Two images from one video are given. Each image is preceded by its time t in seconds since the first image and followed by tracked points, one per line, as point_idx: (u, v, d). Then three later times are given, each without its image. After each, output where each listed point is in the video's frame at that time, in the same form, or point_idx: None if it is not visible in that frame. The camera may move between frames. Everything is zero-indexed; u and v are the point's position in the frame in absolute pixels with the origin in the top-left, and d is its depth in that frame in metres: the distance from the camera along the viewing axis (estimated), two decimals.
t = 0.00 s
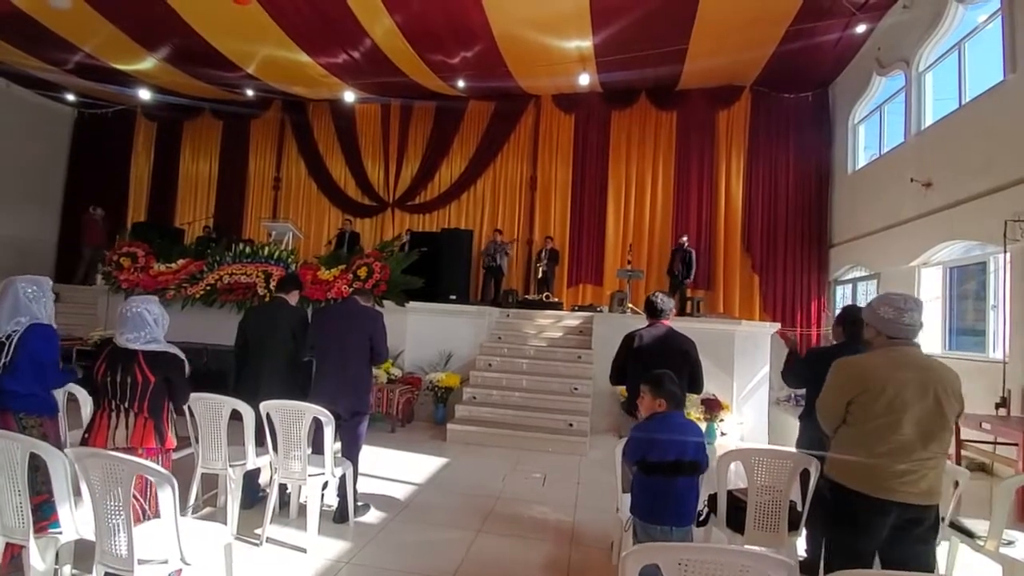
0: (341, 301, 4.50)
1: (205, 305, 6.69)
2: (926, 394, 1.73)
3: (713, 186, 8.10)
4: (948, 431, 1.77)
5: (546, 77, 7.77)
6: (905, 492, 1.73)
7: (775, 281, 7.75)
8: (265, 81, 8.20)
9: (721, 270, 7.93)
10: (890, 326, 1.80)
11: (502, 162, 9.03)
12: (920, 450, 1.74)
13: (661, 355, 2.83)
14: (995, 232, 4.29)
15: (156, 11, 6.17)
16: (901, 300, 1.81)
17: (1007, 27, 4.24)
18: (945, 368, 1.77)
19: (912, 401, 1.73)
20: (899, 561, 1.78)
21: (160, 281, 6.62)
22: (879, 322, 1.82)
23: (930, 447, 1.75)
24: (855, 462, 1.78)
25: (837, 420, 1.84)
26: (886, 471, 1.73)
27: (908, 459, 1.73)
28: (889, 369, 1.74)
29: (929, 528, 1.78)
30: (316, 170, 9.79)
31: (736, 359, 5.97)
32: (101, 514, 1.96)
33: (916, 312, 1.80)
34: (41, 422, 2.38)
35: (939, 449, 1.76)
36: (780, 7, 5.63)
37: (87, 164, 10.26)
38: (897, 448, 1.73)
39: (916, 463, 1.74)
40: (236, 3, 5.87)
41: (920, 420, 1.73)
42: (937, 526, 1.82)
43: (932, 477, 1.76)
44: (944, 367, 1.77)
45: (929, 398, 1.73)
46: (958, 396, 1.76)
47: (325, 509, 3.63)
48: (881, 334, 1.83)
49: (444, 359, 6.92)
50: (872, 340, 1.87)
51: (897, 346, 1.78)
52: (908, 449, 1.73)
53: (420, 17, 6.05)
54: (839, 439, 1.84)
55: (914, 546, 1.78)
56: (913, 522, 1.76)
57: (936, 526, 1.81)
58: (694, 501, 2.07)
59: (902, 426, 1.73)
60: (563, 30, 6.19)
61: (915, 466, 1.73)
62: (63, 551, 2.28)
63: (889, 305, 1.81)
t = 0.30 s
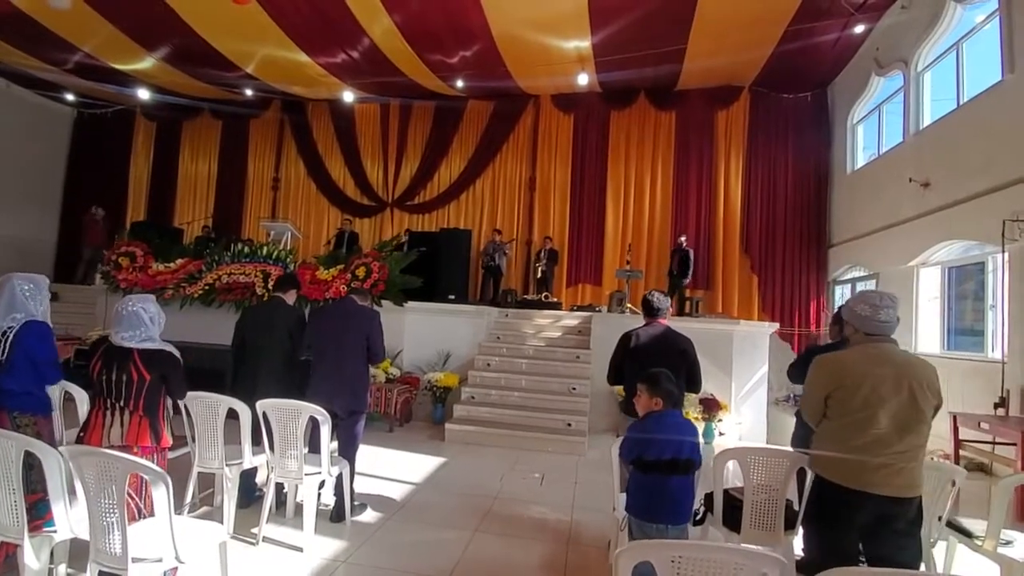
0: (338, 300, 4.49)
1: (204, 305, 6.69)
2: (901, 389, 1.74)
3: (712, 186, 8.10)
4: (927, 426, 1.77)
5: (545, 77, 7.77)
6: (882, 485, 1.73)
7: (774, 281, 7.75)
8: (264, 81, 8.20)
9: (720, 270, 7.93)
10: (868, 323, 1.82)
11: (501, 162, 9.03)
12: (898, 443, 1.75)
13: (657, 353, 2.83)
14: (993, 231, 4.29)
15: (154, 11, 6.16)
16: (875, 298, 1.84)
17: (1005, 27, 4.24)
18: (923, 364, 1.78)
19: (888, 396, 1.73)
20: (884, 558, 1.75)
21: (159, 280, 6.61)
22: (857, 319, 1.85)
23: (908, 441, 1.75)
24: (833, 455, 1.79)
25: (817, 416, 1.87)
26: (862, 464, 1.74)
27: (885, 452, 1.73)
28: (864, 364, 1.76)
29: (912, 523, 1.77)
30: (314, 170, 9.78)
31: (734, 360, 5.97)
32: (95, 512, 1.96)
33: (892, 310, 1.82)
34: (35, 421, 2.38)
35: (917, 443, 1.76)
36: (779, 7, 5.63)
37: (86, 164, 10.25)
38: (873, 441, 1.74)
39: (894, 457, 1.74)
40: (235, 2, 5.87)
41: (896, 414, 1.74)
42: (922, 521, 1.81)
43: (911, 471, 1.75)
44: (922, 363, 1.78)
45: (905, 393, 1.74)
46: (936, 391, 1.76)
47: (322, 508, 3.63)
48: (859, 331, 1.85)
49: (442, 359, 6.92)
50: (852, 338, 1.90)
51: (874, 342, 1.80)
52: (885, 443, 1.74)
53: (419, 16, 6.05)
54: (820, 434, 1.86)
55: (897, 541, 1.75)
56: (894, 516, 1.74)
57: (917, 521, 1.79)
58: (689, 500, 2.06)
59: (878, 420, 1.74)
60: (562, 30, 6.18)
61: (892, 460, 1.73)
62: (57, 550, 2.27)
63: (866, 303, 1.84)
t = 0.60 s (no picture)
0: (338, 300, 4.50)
1: (204, 305, 6.69)
2: (891, 388, 1.73)
3: (712, 186, 8.10)
4: (916, 425, 1.76)
5: (545, 77, 7.77)
6: (871, 484, 1.73)
7: (774, 281, 7.75)
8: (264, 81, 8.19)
9: (720, 271, 7.92)
10: (858, 323, 1.82)
11: (501, 162, 9.03)
12: (887, 442, 1.74)
13: (656, 353, 2.83)
14: (993, 232, 4.29)
15: (154, 11, 6.16)
16: (866, 298, 1.84)
17: (1004, 27, 4.24)
18: (913, 363, 1.77)
19: (877, 395, 1.73)
20: (877, 558, 1.75)
21: (159, 280, 6.61)
22: (847, 320, 1.85)
23: (897, 440, 1.75)
24: (822, 454, 1.80)
25: (807, 415, 1.87)
26: (851, 462, 1.75)
27: (874, 451, 1.73)
28: (853, 364, 1.77)
29: (902, 522, 1.77)
30: (314, 170, 9.79)
31: (734, 360, 5.97)
32: (95, 512, 1.96)
33: (882, 309, 1.82)
34: (35, 422, 2.39)
35: (906, 443, 1.76)
36: (778, 7, 5.63)
37: (87, 164, 10.25)
38: (861, 440, 1.74)
39: (883, 456, 1.74)
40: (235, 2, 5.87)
41: (885, 413, 1.74)
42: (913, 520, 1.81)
43: (900, 469, 1.75)
44: (912, 363, 1.77)
45: (894, 393, 1.73)
46: (926, 391, 1.75)
47: (322, 508, 3.63)
48: (850, 331, 1.86)
49: (442, 359, 6.92)
50: (844, 337, 1.90)
51: (865, 342, 1.81)
52: (873, 442, 1.74)
53: (419, 16, 6.05)
54: (811, 433, 1.87)
55: (887, 540, 1.75)
56: (884, 515, 1.74)
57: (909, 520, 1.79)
58: (689, 500, 2.06)
59: (866, 419, 1.74)
60: (562, 30, 6.19)
61: (881, 458, 1.74)
62: (57, 550, 2.27)
63: (857, 303, 1.84)
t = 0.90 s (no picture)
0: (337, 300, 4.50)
1: (203, 306, 6.69)
2: (886, 389, 1.74)
3: (710, 186, 8.11)
4: (912, 425, 1.77)
5: (544, 77, 7.78)
6: (867, 484, 1.74)
7: (773, 282, 7.76)
8: (263, 82, 8.20)
9: (719, 271, 7.94)
10: (854, 324, 1.83)
11: (500, 163, 9.05)
12: (882, 443, 1.75)
13: (656, 354, 2.84)
14: (991, 233, 4.30)
15: (153, 11, 6.16)
16: (862, 299, 1.85)
17: (1001, 28, 4.25)
18: (907, 364, 1.78)
19: (872, 396, 1.74)
20: (874, 557, 1.76)
21: (158, 282, 6.62)
22: (844, 321, 1.86)
23: (893, 441, 1.76)
24: (819, 454, 1.81)
25: (803, 415, 1.88)
26: (847, 463, 1.76)
27: (869, 451, 1.74)
28: (849, 365, 1.77)
29: (899, 521, 1.78)
30: (314, 171, 9.80)
31: (733, 361, 5.98)
32: (95, 514, 1.96)
33: (878, 311, 1.83)
34: (35, 422, 2.39)
35: (902, 443, 1.76)
36: (777, 8, 5.65)
37: (85, 165, 10.25)
38: (857, 441, 1.75)
39: (879, 456, 1.74)
40: (234, 3, 5.87)
41: (881, 414, 1.74)
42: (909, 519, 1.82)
43: (895, 470, 1.76)
44: (906, 363, 1.78)
45: (889, 393, 1.74)
46: (920, 392, 1.76)
47: (322, 509, 3.63)
48: (845, 332, 1.87)
49: (441, 359, 6.93)
50: (840, 338, 1.91)
51: (861, 343, 1.82)
52: (869, 442, 1.75)
53: (418, 17, 6.05)
54: (808, 433, 1.88)
55: (885, 540, 1.76)
56: (880, 514, 1.75)
57: (906, 519, 1.80)
58: (688, 501, 2.07)
59: (862, 420, 1.75)
60: (560, 31, 6.19)
61: (877, 459, 1.74)
62: (57, 551, 2.27)
63: (853, 304, 1.85)
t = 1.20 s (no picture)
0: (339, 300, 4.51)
1: (204, 306, 6.70)
2: (894, 389, 1.74)
3: (711, 186, 8.11)
4: (920, 426, 1.77)
5: (545, 77, 7.78)
6: (874, 484, 1.74)
7: (775, 282, 7.76)
8: (264, 83, 8.21)
9: (720, 271, 7.94)
10: (862, 325, 1.83)
11: (500, 163, 9.05)
12: (890, 443, 1.75)
13: (659, 354, 2.84)
14: (991, 232, 4.31)
15: (153, 12, 6.17)
16: (869, 300, 1.84)
17: (1001, 28, 4.26)
18: (916, 364, 1.78)
19: (880, 396, 1.74)
20: (881, 556, 1.76)
21: (159, 283, 6.63)
22: (851, 321, 1.86)
23: (901, 441, 1.76)
24: (825, 455, 1.81)
25: (811, 415, 1.88)
26: (854, 464, 1.76)
27: (877, 452, 1.75)
28: (856, 365, 1.77)
29: (906, 522, 1.78)
30: (315, 171, 9.80)
31: (734, 360, 5.98)
32: (100, 514, 1.96)
33: (886, 311, 1.82)
34: (40, 423, 2.40)
35: (910, 443, 1.77)
36: (777, 8, 5.65)
37: (87, 166, 10.26)
38: (864, 441, 1.75)
39: (886, 457, 1.75)
40: (235, 4, 5.88)
41: (888, 414, 1.75)
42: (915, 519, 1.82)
43: (903, 470, 1.76)
44: (915, 363, 1.78)
45: (897, 393, 1.74)
46: (928, 392, 1.76)
47: (325, 509, 3.64)
48: (852, 332, 1.87)
49: (443, 360, 6.93)
50: (847, 339, 1.91)
51: (868, 344, 1.82)
52: (876, 443, 1.75)
53: (418, 17, 6.06)
54: (815, 433, 1.88)
55: (892, 539, 1.76)
56: (887, 514, 1.76)
57: (914, 520, 1.80)
58: (691, 500, 2.07)
59: (869, 421, 1.75)
60: (561, 31, 6.19)
61: (884, 460, 1.74)
62: (60, 552, 2.27)
63: (860, 304, 1.84)
